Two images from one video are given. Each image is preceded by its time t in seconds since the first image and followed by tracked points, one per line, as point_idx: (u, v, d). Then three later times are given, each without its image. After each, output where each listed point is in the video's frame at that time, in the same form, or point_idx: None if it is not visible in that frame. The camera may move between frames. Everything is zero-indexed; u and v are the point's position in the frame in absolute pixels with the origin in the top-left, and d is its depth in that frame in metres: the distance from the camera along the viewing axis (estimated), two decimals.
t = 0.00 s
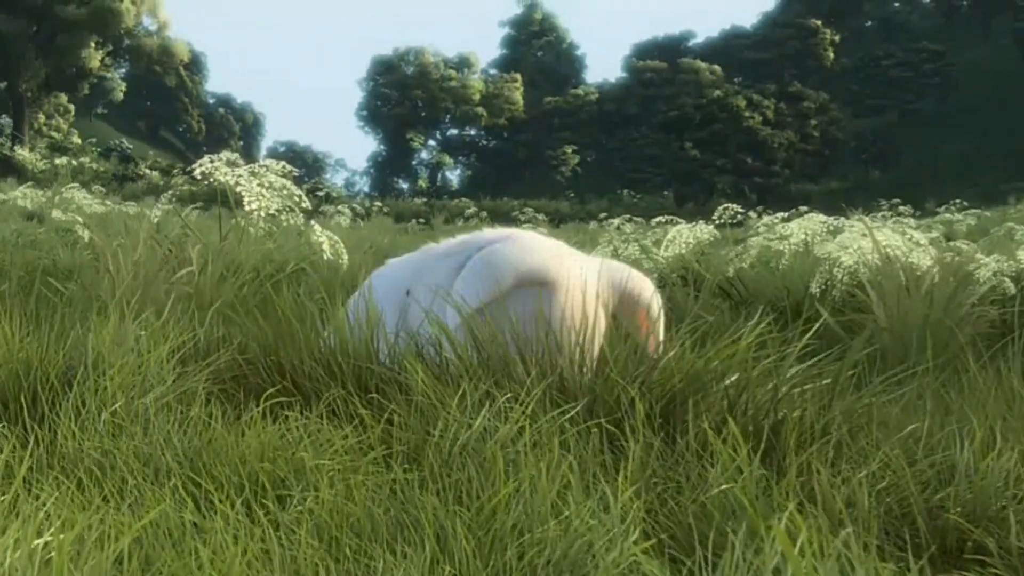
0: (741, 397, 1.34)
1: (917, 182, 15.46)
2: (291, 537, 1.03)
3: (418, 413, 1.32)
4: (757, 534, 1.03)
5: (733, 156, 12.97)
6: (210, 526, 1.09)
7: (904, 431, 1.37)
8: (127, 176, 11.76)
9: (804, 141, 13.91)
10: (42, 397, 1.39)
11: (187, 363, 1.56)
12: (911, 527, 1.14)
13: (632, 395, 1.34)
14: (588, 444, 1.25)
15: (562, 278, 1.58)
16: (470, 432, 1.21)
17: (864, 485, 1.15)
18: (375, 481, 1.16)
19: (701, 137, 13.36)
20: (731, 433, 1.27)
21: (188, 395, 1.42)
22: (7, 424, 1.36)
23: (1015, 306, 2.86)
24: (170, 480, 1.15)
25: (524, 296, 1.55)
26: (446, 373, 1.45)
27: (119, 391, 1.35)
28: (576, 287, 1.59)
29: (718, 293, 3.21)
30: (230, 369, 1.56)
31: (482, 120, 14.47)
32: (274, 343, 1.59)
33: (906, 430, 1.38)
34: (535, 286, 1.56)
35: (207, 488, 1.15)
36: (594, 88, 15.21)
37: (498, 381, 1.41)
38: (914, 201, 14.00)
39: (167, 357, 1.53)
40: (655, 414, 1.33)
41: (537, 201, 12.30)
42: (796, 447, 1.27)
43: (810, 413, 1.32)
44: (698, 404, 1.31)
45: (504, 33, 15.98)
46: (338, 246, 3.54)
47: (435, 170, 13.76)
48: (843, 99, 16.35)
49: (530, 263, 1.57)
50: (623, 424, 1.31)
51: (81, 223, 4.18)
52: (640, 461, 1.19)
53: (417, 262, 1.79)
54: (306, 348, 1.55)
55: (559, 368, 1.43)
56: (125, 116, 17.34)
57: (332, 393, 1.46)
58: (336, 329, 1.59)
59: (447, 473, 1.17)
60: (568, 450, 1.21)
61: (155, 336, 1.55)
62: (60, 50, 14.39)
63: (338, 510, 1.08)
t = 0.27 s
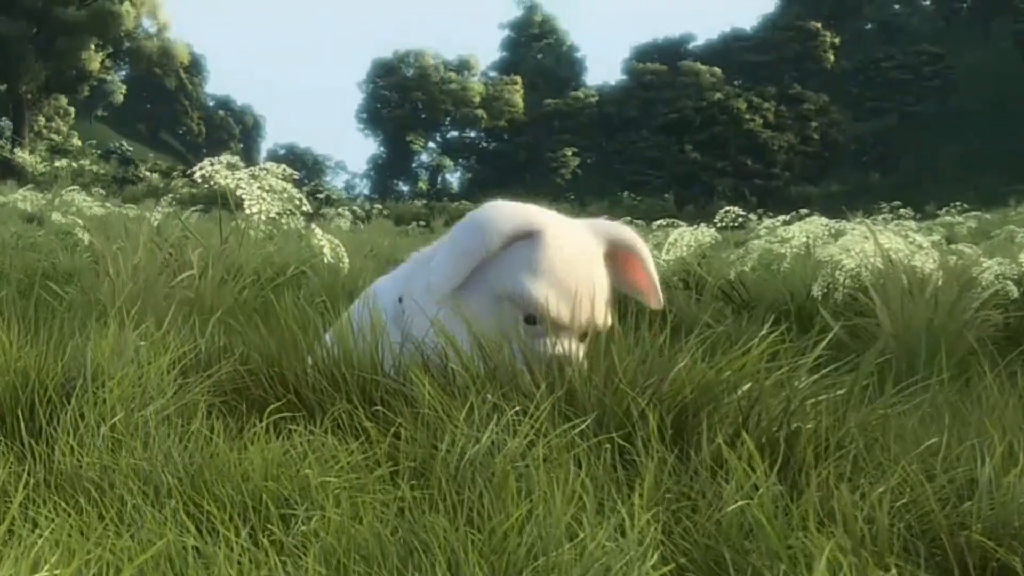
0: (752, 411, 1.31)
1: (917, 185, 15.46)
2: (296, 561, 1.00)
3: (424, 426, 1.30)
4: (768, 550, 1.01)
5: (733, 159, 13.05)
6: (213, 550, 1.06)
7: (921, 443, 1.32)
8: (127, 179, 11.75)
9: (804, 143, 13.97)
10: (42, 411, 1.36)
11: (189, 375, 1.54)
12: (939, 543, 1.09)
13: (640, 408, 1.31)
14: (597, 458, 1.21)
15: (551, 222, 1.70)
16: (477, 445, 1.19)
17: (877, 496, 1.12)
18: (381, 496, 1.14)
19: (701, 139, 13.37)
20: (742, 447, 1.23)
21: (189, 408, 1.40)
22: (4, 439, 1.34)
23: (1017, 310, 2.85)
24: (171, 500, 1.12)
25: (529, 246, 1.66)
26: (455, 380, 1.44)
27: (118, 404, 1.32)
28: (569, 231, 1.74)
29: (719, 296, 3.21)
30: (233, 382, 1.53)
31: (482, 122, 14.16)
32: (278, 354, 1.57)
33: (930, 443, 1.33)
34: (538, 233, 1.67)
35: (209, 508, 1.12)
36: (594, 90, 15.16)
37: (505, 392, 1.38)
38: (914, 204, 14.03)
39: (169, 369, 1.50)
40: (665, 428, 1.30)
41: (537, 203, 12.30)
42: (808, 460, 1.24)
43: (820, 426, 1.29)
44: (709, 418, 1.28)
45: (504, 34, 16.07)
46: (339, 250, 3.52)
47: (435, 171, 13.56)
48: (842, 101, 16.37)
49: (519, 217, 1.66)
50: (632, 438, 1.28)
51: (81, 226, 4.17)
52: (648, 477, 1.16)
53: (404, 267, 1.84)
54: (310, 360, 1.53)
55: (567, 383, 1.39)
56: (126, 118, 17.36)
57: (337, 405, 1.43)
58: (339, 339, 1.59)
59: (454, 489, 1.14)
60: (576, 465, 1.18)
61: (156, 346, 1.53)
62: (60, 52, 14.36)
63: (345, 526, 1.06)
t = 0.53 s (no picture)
0: (767, 428, 1.28)
1: (917, 188, 15.45)
2: None
3: (434, 442, 1.27)
4: None
5: (734, 162, 13.19)
6: None
7: (941, 458, 1.28)
8: (127, 182, 11.72)
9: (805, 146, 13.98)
10: (41, 429, 1.34)
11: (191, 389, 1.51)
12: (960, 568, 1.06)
13: (653, 424, 1.28)
14: (609, 480, 1.18)
15: (498, 157, 1.69)
16: (487, 464, 1.16)
17: (899, 521, 1.09)
18: (390, 521, 1.12)
19: (701, 142, 13.37)
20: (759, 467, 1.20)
21: (190, 423, 1.37)
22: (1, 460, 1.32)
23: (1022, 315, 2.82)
24: (172, 531, 1.09)
25: (485, 179, 1.65)
26: (464, 392, 1.41)
27: (117, 420, 1.29)
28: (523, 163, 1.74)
29: (721, 300, 3.17)
30: (236, 394, 1.50)
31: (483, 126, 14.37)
32: (282, 365, 1.54)
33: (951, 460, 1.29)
34: (489, 167, 1.66)
35: (212, 535, 1.10)
36: (594, 93, 15.06)
37: (514, 403, 1.35)
38: (915, 207, 14.00)
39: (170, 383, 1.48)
40: (678, 446, 1.26)
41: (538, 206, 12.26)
42: (827, 482, 1.21)
43: (837, 445, 1.26)
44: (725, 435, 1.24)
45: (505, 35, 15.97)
46: (339, 254, 3.50)
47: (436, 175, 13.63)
48: (843, 104, 16.33)
49: (465, 163, 1.66)
50: (646, 455, 1.24)
51: (80, 229, 4.14)
52: (663, 501, 1.13)
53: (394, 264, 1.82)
54: (312, 372, 1.50)
55: (577, 392, 1.35)
56: (127, 121, 17.37)
57: (343, 420, 1.41)
58: (341, 348, 1.56)
59: (468, 512, 1.12)
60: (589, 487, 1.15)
61: (156, 358, 1.50)
62: (60, 55, 14.34)
63: (354, 551, 1.04)
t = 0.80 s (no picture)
0: (782, 440, 1.26)
1: (917, 190, 15.44)
2: None
3: (442, 455, 1.25)
4: None
5: (734, 164, 13.15)
6: None
7: (958, 471, 1.27)
8: (127, 185, 11.71)
9: (805, 149, 13.97)
10: (41, 442, 1.32)
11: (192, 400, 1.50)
12: None
13: (666, 436, 1.26)
14: (623, 495, 1.16)
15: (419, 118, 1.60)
16: (498, 479, 1.14)
17: (918, 540, 1.07)
18: (398, 540, 1.10)
19: (702, 145, 13.38)
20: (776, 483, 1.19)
21: (192, 434, 1.35)
22: (0, 474, 1.30)
23: None
24: (176, 552, 1.08)
25: (407, 145, 1.57)
26: (469, 403, 1.39)
27: (117, 432, 1.27)
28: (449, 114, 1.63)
29: (723, 304, 3.15)
30: (238, 404, 1.49)
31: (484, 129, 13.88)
32: (282, 374, 1.52)
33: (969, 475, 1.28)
34: (409, 132, 1.58)
35: (216, 555, 1.08)
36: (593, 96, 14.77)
37: (522, 415, 1.33)
38: (915, 210, 13.98)
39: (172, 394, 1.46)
40: (692, 461, 1.25)
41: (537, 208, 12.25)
42: (844, 499, 1.20)
43: (852, 458, 1.25)
44: (740, 448, 1.22)
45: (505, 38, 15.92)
46: (339, 258, 3.48)
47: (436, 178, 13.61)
48: (843, 107, 16.32)
49: (383, 136, 1.59)
50: (659, 468, 1.23)
51: (80, 232, 4.13)
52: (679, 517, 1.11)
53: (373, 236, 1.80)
54: (313, 381, 1.48)
55: (587, 403, 1.32)
56: (127, 123, 17.36)
57: (347, 431, 1.38)
58: (340, 354, 1.53)
59: (479, 531, 1.10)
60: (603, 503, 1.13)
61: (158, 369, 1.48)
62: (61, 58, 14.34)
63: (360, 573, 1.02)
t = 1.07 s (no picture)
0: (803, 451, 1.24)
1: (917, 193, 15.43)
2: None
3: (453, 470, 1.23)
4: None
5: (734, 167, 13.12)
6: None
7: (979, 487, 1.25)
8: (127, 189, 11.68)
9: (806, 152, 13.97)
10: (39, 458, 1.30)
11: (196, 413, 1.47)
12: None
13: (684, 448, 1.24)
14: (642, 512, 1.14)
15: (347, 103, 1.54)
16: (510, 496, 1.12)
17: (944, 559, 1.05)
18: (409, 560, 1.07)
19: (703, 148, 13.38)
20: (796, 498, 1.17)
21: (194, 449, 1.34)
22: None
23: None
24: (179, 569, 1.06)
25: (339, 131, 1.52)
26: (477, 413, 1.36)
27: (116, 447, 1.25)
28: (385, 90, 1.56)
29: (725, 307, 3.14)
30: (243, 419, 1.47)
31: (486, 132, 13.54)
32: (287, 386, 1.50)
33: (994, 491, 1.26)
34: (341, 117, 1.52)
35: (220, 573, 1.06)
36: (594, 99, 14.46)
37: (535, 428, 1.31)
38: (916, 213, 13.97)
39: (174, 406, 1.44)
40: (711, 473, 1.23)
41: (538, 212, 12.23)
42: (867, 516, 1.18)
43: (874, 468, 1.23)
44: (759, 463, 1.20)
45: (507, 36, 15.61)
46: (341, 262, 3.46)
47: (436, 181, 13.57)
48: (843, 110, 16.32)
49: (312, 129, 1.53)
50: (673, 484, 1.20)
51: (80, 236, 4.12)
52: (695, 535, 1.09)
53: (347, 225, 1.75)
54: (319, 395, 1.45)
55: (600, 414, 1.30)
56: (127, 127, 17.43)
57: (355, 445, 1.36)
58: (344, 364, 1.50)
59: (491, 550, 1.08)
60: (617, 522, 1.11)
61: (157, 381, 1.46)
62: (61, 61, 14.32)
63: None
